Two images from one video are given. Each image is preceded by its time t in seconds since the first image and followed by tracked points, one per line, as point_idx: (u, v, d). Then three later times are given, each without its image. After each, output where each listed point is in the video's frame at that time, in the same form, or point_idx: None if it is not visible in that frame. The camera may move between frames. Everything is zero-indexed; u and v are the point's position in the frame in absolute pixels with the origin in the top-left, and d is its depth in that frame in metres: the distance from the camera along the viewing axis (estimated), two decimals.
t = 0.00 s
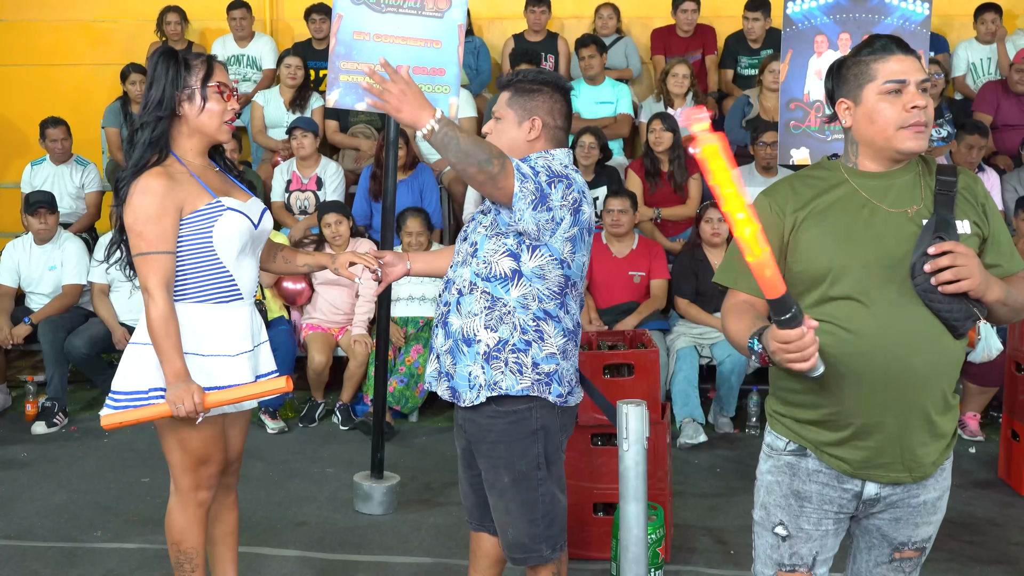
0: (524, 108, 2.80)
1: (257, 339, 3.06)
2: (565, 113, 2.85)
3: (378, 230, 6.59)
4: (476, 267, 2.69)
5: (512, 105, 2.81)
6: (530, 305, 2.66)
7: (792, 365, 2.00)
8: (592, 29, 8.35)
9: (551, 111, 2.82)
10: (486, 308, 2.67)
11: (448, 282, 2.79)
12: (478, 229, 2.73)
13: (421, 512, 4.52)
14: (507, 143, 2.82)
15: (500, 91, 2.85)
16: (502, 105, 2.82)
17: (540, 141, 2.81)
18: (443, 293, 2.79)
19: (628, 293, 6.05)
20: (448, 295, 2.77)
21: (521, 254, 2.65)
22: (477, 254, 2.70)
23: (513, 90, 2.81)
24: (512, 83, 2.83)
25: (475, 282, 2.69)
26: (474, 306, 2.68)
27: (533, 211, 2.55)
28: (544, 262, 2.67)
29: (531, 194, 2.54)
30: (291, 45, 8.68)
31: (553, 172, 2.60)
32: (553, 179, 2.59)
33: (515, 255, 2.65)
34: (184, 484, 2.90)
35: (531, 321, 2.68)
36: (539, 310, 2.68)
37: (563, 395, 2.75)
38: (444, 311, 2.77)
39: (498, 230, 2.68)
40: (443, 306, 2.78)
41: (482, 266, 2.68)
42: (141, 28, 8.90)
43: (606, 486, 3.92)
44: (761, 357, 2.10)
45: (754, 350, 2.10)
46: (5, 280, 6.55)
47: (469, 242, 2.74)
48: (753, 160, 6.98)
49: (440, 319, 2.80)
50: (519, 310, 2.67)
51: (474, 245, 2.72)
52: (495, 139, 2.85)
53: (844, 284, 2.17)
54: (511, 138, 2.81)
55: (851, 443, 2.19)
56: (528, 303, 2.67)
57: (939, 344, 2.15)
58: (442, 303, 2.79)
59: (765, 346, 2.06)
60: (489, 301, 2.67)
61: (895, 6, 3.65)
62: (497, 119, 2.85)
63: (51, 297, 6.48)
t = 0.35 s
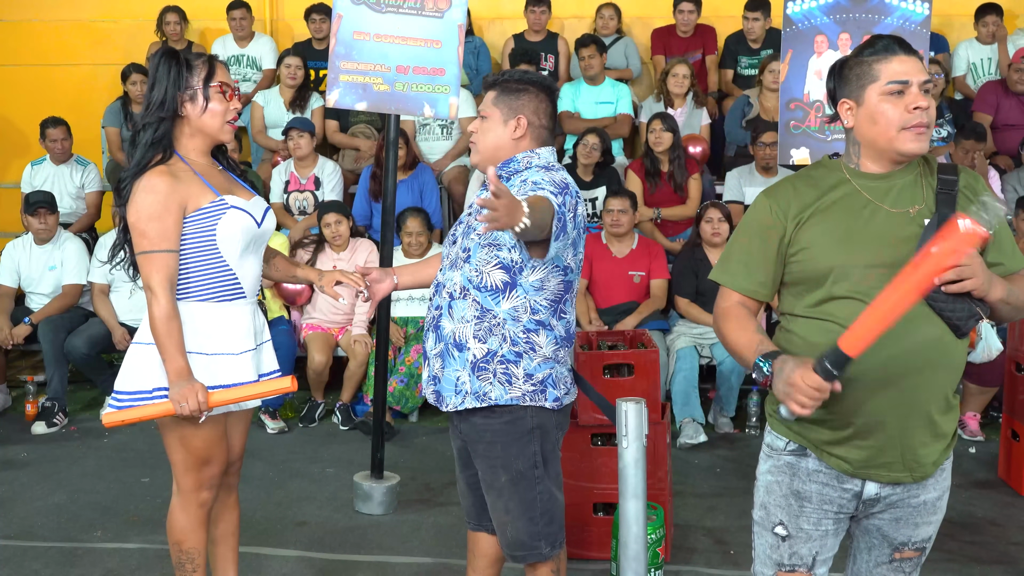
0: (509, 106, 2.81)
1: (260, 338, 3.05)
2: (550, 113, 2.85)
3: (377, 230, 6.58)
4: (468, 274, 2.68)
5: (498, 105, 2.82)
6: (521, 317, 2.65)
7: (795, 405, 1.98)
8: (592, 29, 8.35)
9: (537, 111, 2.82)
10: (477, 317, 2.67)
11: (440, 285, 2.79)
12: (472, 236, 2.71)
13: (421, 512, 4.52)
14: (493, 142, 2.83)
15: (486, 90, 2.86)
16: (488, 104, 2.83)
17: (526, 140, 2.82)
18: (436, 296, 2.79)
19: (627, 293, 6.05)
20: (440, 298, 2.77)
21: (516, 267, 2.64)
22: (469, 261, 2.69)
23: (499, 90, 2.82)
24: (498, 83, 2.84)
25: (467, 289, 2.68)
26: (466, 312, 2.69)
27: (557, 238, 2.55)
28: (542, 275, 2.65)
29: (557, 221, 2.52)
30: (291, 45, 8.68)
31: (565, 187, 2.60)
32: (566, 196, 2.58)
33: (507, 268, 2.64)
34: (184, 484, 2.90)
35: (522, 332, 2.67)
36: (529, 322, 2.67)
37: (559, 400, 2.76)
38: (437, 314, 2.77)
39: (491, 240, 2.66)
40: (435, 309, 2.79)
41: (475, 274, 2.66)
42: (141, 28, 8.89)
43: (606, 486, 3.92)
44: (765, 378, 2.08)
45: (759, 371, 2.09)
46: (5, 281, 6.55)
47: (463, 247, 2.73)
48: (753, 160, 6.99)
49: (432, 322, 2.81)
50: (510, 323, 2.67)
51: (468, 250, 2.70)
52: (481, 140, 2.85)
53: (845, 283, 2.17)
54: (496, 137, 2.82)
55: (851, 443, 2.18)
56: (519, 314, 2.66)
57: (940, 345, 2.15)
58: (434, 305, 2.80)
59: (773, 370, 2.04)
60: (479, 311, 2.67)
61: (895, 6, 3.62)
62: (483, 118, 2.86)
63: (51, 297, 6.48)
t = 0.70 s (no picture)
0: (496, 105, 2.82)
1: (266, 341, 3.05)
2: (536, 114, 2.88)
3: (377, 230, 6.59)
4: (463, 275, 2.69)
5: (485, 103, 2.83)
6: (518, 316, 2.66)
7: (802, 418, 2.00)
8: (592, 29, 8.35)
9: (524, 112, 2.84)
10: (473, 319, 2.68)
11: (433, 287, 2.80)
12: (466, 237, 2.72)
13: (421, 512, 4.52)
14: (478, 141, 2.84)
15: (475, 89, 2.88)
16: (477, 102, 2.85)
17: (512, 139, 2.83)
18: (429, 298, 2.79)
19: (628, 293, 6.05)
20: (433, 301, 2.78)
21: (511, 269, 2.64)
22: (463, 263, 2.70)
23: (487, 89, 2.84)
24: (487, 83, 2.87)
25: (462, 291, 2.69)
26: (462, 314, 2.69)
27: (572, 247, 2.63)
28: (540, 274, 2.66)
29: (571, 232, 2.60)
30: (291, 45, 8.68)
31: (562, 190, 2.66)
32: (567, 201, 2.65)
33: (502, 269, 2.65)
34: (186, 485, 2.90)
35: (520, 332, 2.67)
36: (528, 320, 2.67)
37: (560, 396, 2.76)
38: (431, 317, 2.78)
39: (485, 242, 2.67)
40: (429, 313, 2.79)
41: (469, 275, 2.68)
42: (141, 28, 8.89)
43: (606, 486, 3.92)
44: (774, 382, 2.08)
45: (768, 374, 2.08)
46: (4, 281, 6.55)
47: (456, 248, 2.74)
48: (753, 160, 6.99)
49: (425, 325, 2.81)
50: (508, 323, 2.67)
51: (462, 252, 2.71)
52: (465, 138, 2.86)
53: (844, 282, 2.17)
54: (483, 135, 2.84)
55: (850, 443, 2.18)
56: (516, 315, 2.67)
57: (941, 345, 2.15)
58: (427, 308, 2.80)
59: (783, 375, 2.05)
60: (476, 313, 2.67)
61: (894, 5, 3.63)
62: (470, 116, 2.87)
63: (51, 297, 6.48)
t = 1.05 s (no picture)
0: (461, 116, 2.82)
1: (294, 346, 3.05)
2: (504, 115, 2.86)
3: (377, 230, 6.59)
4: (457, 283, 2.69)
5: (452, 116, 2.83)
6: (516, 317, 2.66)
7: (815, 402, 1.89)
8: (593, 30, 8.35)
9: (491, 115, 2.83)
10: (471, 325, 2.68)
11: (426, 297, 2.80)
12: (458, 245, 2.72)
13: (421, 512, 4.51)
14: (452, 152, 2.84)
15: (437, 101, 2.87)
16: (443, 115, 2.84)
17: (484, 146, 2.83)
18: (422, 308, 2.79)
19: (628, 293, 6.05)
20: (427, 310, 2.78)
21: (506, 271, 2.65)
22: (458, 270, 2.70)
23: (450, 100, 2.84)
24: (449, 94, 2.86)
25: (458, 298, 2.69)
26: (459, 321, 2.69)
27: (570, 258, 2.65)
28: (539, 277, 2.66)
29: (564, 245, 2.62)
30: (291, 45, 8.68)
31: (552, 199, 2.65)
32: (559, 210, 2.65)
33: (498, 273, 2.65)
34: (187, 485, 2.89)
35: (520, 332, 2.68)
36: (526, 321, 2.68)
37: (559, 393, 2.77)
38: (426, 326, 2.78)
39: (479, 248, 2.67)
40: (423, 322, 2.79)
41: (465, 282, 2.68)
42: (141, 28, 8.90)
43: (605, 485, 3.92)
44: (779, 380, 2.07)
45: (772, 374, 2.08)
46: (4, 280, 6.54)
47: (449, 256, 2.74)
48: (753, 160, 6.99)
49: (420, 335, 2.81)
50: (507, 324, 2.67)
51: (455, 259, 2.72)
52: (439, 151, 2.86)
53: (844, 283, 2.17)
54: (454, 146, 2.83)
55: (850, 443, 2.18)
56: (515, 315, 2.66)
57: (940, 345, 2.16)
58: (421, 318, 2.80)
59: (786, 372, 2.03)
60: (473, 318, 2.67)
61: (895, 6, 3.62)
62: (438, 129, 2.86)
63: (51, 297, 6.48)
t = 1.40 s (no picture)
0: (464, 110, 2.82)
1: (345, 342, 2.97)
2: (508, 117, 2.86)
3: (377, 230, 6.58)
4: (451, 284, 2.70)
5: (456, 110, 2.83)
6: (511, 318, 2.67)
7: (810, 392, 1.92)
8: (593, 29, 8.35)
9: (494, 115, 2.83)
10: (467, 325, 2.68)
11: (423, 298, 2.80)
12: (452, 245, 2.73)
13: (421, 512, 4.51)
14: (451, 147, 2.84)
15: (442, 96, 2.87)
16: (446, 108, 2.84)
17: (484, 144, 2.83)
18: (420, 309, 2.79)
19: (628, 293, 6.05)
20: (425, 311, 2.78)
21: (499, 272, 2.66)
22: (451, 271, 2.71)
23: (455, 95, 2.84)
24: (454, 89, 2.86)
25: (453, 299, 2.70)
26: (455, 321, 2.70)
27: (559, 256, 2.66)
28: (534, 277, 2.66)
29: (552, 244, 2.64)
30: (291, 45, 8.68)
31: (542, 201, 2.64)
32: (549, 211, 2.65)
33: (491, 274, 2.66)
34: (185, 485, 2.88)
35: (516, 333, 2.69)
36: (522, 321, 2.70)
37: (559, 393, 2.77)
38: (424, 327, 2.78)
39: (472, 249, 2.68)
40: (421, 323, 2.79)
41: (458, 283, 2.68)
42: (141, 28, 8.90)
43: (605, 486, 3.92)
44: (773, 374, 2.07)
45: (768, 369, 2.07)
46: (4, 280, 6.54)
47: (443, 257, 2.74)
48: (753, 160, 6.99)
49: (419, 335, 2.81)
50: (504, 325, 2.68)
51: (448, 261, 2.72)
52: (439, 144, 2.86)
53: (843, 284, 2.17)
54: (454, 142, 2.84)
55: (849, 443, 2.18)
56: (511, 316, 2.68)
57: (938, 345, 2.16)
58: (419, 319, 2.81)
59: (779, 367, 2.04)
60: (469, 319, 2.68)
61: (895, 6, 3.62)
62: (441, 123, 2.87)
63: (50, 297, 6.48)
